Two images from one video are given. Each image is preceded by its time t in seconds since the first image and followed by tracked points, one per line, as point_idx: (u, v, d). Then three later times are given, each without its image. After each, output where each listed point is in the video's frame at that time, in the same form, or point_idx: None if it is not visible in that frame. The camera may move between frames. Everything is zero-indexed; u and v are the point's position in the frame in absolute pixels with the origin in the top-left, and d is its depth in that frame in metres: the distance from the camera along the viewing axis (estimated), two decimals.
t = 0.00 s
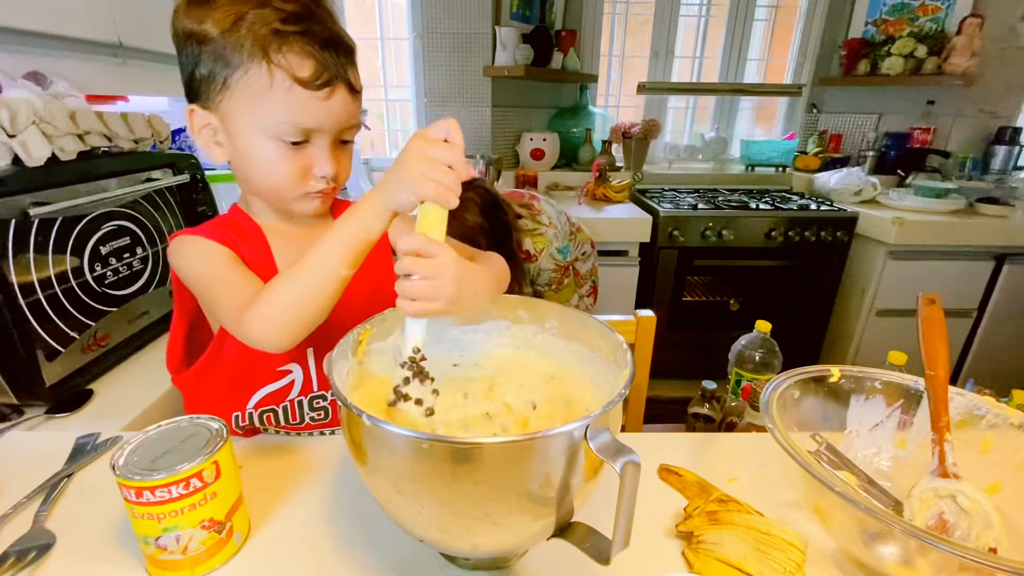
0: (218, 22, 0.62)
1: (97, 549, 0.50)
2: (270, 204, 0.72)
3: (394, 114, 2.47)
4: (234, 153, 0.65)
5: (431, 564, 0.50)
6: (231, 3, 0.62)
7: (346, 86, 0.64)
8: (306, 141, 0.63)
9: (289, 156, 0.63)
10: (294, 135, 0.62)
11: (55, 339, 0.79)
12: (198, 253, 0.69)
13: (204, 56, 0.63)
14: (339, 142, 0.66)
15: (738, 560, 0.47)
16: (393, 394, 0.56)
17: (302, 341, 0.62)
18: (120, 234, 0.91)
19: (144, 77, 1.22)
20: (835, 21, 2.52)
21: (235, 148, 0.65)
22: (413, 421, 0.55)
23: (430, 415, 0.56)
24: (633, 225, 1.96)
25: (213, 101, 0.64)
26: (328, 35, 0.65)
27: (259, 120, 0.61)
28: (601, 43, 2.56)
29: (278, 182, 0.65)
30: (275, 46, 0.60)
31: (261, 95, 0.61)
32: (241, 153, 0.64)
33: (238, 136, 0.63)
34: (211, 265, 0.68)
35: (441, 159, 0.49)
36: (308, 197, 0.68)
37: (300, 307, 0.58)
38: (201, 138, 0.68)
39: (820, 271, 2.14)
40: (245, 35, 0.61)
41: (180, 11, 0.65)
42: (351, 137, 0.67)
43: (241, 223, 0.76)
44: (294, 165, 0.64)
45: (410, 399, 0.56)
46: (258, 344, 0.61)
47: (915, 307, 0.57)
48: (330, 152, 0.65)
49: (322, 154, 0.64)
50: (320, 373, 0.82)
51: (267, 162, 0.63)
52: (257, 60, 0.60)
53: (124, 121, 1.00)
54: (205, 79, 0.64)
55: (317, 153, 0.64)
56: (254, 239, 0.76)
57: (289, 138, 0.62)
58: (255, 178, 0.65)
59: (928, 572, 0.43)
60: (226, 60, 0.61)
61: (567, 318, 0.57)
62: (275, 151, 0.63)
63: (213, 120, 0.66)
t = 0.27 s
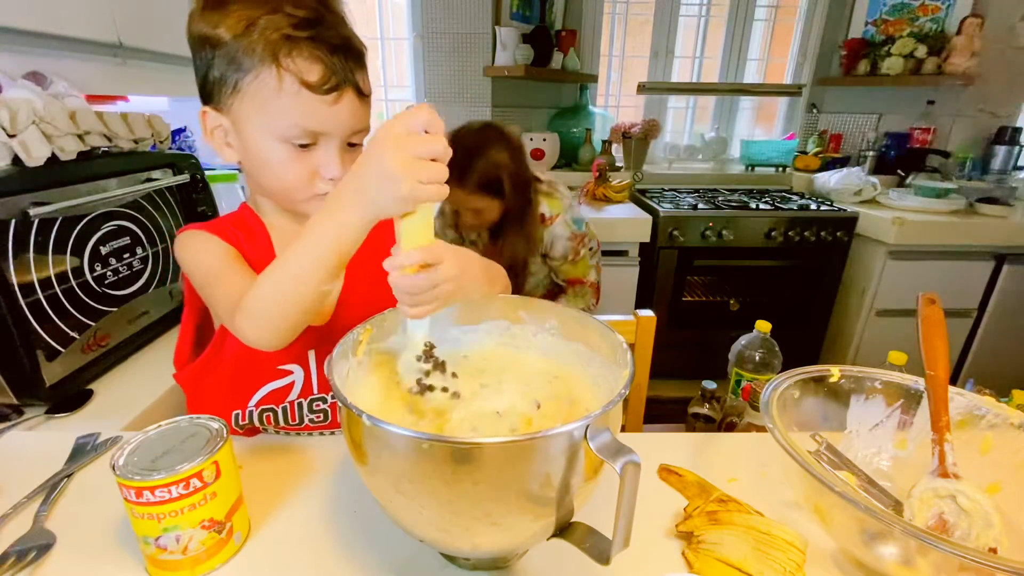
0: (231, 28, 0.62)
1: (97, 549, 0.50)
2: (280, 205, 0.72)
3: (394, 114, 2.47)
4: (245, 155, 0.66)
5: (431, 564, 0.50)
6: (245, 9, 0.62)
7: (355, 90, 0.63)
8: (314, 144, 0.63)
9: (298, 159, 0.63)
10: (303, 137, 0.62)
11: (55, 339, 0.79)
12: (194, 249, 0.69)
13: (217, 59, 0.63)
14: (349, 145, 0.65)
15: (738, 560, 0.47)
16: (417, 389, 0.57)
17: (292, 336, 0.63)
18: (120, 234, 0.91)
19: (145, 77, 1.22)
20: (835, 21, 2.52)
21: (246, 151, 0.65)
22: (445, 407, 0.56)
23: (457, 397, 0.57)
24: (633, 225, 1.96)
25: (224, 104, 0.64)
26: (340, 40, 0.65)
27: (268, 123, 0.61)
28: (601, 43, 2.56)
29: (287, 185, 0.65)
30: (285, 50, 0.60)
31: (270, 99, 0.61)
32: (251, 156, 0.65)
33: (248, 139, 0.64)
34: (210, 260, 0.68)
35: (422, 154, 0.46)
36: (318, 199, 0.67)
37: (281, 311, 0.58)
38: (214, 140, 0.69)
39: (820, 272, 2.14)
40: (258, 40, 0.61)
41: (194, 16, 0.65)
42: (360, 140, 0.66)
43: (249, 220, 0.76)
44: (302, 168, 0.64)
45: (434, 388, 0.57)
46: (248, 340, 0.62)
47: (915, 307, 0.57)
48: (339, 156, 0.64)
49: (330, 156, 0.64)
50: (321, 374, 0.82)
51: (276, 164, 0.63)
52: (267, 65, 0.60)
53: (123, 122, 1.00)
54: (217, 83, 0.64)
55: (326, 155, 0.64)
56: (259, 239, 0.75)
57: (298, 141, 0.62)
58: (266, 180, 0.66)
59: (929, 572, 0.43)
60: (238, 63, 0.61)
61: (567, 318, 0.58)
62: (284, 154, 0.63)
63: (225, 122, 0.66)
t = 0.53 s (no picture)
0: (240, 30, 0.62)
1: (97, 549, 0.50)
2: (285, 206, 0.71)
3: (394, 114, 2.47)
4: (251, 156, 0.66)
5: (431, 564, 0.50)
6: (255, 11, 0.62)
7: (361, 92, 0.63)
8: (319, 146, 0.63)
9: (303, 160, 0.63)
10: (309, 139, 0.62)
11: (55, 339, 0.79)
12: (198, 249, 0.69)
13: (226, 60, 0.63)
14: (354, 147, 0.65)
15: (738, 560, 0.47)
16: (472, 377, 0.59)
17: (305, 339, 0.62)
18: (120, 234, 0.91)
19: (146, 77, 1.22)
20: (835, 21, 2.52)
21: (253, 151, 0.65)
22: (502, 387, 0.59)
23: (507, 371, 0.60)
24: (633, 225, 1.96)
25: (232, 104, 0.64)
26: (347, 42, 0.65)
27: (275, 124, 0.61)
28: (601, 43, 2.55)
29: (291, 185, 0.65)
30: (293, 52, 0.61)
31: (277, 101, 0.61)
32: (257, 156, 0.65)
33: (255, 139, 0.64)
34: (216, 258, 0.68)
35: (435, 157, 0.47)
36: (321, 200, 0.67)
37: (292, 317, 0.58)
38: (221, 140, 0.68)
39: (820, 272, 2.14)
40: (266, 42, 0.61)
41: (204, 17, 0.65)
42: (365, 143, 0.67)
43: (254, 217, 0.76)
44: (306, 169, 0.64)
45: (487, 371, 0.60)
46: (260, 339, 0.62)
47: (915, 307, 0.57)
48: (344, 158, 0.64)
49: (336, 158, 0.64)
50: (324, 373, 0.82)
51: (281, 165, 0.63)
52: (275, 67, 0.60)
53: (123, 122, 1.00)
54: (225, 83, 0.64)
55: (331, 157, 0.64)
56: (268, 241, 0.76)
57: (303, 142, 0.62)
58: (270, 180, 0.65)
59: (928, 572, 0.43)
60: (246, 65, 0.61)
61: (569, 319, 0.58)
62: (289, 154, 0.63)
63: (233, 122, 0.66)
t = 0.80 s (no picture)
0: (239, 31, 0.62)
1: (96, 549, 0.50)
2: (285, 205, 0.72)
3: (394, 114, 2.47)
4: (250, 156, 0.66)
5: (431, 564, 0.50)
6: (254, 13, 0.62)
7: (358, 94, 0.63)
8: (316, 146, 0.63)
9: (300, 160, 0.63)
10: (305, 139, 0.62)
11: (55, 339, 0.79)
12: (201, 248, 0.69)
13: (225, 60, 0.63)
14: (351, 148, 0.65)
15: (738, 559, 0.47)
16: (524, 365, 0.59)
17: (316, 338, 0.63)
18: (120, 234, 0.91)
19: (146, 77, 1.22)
20: (835, 21, 2.52)
21: (251, 151, 0.65)
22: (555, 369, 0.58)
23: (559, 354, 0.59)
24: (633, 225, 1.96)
25: (231, 104, 0.64)
26: (346, 42, 0.65)
27: (272, 125, 0.61)
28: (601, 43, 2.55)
29: (289, 185, 0.65)
30: (290, 53, 0.60)
31: (274, 102, 0.61)
32: (255, 156, 0.65)
33: (253, 140, 0.64)
34: (224, 261, 0.68)
35: (427, 146, 0.48)
36: (319, 199, 0.67)
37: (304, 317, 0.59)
38: (220, 139, 0.68)
39: (820, 271, 2.14)
40: (265, 42, 0.61)
41: (204, 18, 0.65)
42: (363, 143, 0.67)
43: (256, 214, 0.75)
44: (304, 169, 0.64)
45: (536, 354, 0.59)
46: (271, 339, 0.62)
47: (915, 307, 0.57)
48: (342, 158, 0.64)
49: (333, 159, 0.64)
50: (325, 372, 0.82)
51: (278, 165, 0.63)
52: (272, 68, 0.60)
53: (124, 122, 1.00)
54: (225, 83, 0.64)
55: (328, 158, 0.64)
56: (269, 233, 0.75)
57: (300, 143, 0.62)
58: (268, 179, 0.66)
59: (928, 572, 0.43)
60: (244, 66, 0.61)
61: (567, 319, 0.58)
62: (286, 154, 0.63)
63: (232, 123, 0.66)
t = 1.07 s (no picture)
0: (227, 31, 0.62)
1: (96, 549, 0.50)
2: (281, 205, 0.72)
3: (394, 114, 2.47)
4: (242, 155, 0.66)
5: (431, 564, 0.50)
6: (241, 12, 0.63)
7: (347, 89, 0.63)
8: (307, 143, 0.63)
9: (292, 158, 0.63)
10: (296, 136, 0.62)
11: (55, 339, 0.79)
12: (198, 251, 0.69)
13: (214, 61, 0.63)
14: (343, 144, 0.65)
15: (738, 560, 0.47)
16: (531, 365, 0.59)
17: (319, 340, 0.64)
18: (120, 234, 0.91)
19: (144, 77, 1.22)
20: (835, 21, 2.52)
21: (243, 151, 0.65)
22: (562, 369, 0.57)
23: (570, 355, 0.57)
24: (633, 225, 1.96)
25: (221, 104, 0.65)
26: (336, 40, 0.65)
27: (262, 123, 0.62)
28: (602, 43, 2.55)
29: (282, 182, 0.65)
30: (277, 51, 0.60)
31: (263, 100, 0.61)
32: (247, 155, 0.65)
33: (244, 139, 0.64)
34: (223, 266, 0.68)
35: (413, 135, 0.49)
36: (313, 196, 0.67)
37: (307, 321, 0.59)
38: (213, 140, 0.69)
39: (820, 271, 2.14)
40: (251, 41, 0.61)
41: (194, 19, 0.65)
42: (355, 139, 0.67)
43: (251, 216, 0.75)
44: (296, 166, 0.64)
45: (543, 354, 0.58)
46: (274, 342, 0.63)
47: (915, 307, 0.57)
48: (334, 154, 0.64)
49: (324, 155, 0.64)
50: (325, 370, 0.82)
51: (271, 163, 0.63)
52: (260, 66, 0.60)
53: (124, 122, 1.00)
54: (215, 83, 0.64)
55: (319, 154, 0.64)
56: (266, 234, 0.75)
57: (291, 140, 0.62)
58: (261, 178, 0.66)
59: (928, 572, 0.43)
60: (233, 65, 0.62)
61: (568, 320, 0.57)
62: (277, 152, 0.63)
63: (223, 123, 0.66)
